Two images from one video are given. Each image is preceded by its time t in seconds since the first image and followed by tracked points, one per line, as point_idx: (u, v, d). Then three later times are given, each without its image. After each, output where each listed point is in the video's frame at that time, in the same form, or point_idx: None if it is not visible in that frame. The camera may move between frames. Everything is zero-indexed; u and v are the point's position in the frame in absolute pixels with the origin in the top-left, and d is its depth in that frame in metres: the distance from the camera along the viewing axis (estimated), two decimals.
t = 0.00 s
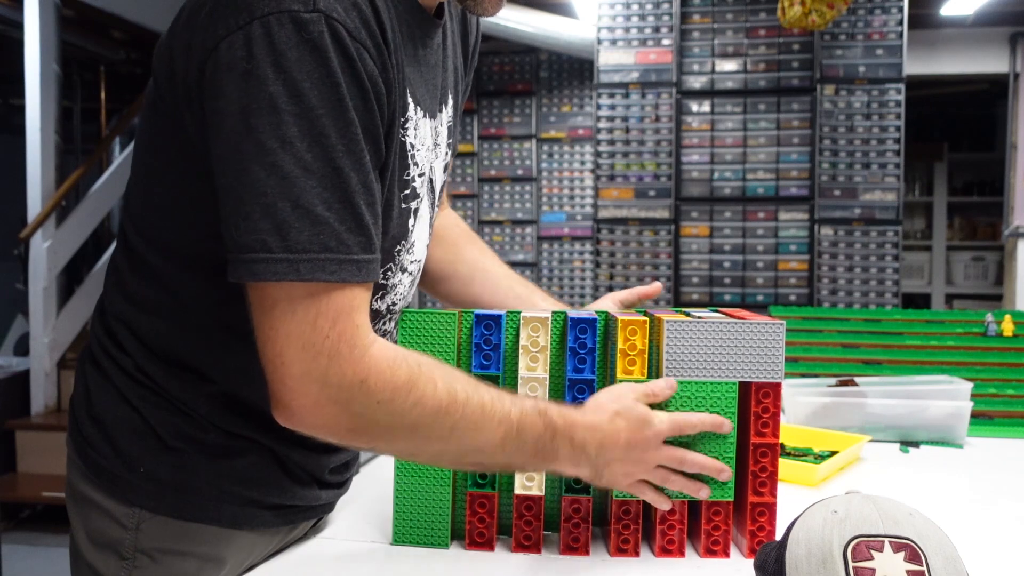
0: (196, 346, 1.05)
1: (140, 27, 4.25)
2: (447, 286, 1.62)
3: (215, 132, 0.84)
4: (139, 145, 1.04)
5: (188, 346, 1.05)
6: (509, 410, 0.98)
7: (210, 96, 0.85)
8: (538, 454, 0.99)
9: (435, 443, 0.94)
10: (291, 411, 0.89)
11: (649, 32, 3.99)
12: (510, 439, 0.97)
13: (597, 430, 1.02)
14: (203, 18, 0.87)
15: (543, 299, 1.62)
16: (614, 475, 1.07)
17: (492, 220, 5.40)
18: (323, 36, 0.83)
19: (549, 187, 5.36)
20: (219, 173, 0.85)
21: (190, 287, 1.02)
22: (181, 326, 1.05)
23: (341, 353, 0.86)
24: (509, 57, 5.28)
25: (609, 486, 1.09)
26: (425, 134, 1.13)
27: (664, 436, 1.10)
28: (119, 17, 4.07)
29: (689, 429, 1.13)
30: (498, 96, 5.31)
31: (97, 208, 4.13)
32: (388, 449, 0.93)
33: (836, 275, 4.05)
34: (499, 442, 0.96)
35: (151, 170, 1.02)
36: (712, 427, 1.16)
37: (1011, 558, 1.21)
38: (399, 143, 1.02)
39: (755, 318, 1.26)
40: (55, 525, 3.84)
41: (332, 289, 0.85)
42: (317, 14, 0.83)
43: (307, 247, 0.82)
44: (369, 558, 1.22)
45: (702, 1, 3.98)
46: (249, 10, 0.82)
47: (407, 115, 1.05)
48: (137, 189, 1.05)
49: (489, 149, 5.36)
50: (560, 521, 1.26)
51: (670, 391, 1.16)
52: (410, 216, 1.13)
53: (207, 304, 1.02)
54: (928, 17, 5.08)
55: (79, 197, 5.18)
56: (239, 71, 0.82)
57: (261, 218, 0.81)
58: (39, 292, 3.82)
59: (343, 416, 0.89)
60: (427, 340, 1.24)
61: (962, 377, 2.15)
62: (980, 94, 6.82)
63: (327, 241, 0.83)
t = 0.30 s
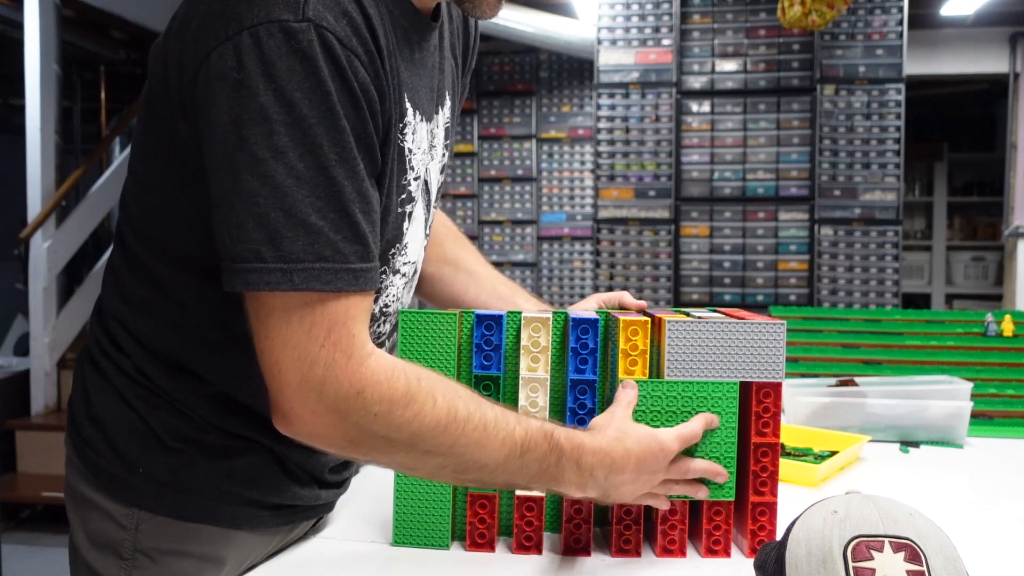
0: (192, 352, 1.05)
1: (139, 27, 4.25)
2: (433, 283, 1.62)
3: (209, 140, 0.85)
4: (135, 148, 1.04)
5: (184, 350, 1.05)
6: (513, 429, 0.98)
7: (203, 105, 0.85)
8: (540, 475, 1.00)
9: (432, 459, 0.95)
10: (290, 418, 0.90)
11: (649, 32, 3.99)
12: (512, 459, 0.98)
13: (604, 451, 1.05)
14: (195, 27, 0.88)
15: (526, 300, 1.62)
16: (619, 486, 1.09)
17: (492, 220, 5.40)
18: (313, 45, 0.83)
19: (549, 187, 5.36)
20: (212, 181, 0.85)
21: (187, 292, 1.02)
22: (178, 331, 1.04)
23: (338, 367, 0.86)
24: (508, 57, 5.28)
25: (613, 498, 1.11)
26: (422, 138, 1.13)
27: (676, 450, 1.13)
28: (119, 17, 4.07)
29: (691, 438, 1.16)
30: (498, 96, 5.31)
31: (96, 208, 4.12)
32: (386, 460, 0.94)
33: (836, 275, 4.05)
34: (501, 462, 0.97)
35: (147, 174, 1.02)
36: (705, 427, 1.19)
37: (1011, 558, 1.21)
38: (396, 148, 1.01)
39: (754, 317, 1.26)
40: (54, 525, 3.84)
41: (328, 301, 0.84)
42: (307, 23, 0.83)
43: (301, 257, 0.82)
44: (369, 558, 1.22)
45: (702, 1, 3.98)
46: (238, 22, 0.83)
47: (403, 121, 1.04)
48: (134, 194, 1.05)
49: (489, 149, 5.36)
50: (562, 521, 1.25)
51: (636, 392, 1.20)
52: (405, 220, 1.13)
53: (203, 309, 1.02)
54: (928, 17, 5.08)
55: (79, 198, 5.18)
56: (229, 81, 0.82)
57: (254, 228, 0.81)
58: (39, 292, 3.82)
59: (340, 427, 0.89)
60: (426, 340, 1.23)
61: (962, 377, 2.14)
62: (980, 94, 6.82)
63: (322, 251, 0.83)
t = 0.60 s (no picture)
0: (194, 350, 1.04)
1: (139, 26, 4.25)
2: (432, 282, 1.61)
3: (210, 137, 0.85)
4: (136, 149, 1.04)
5: (187, 348, 1.05)
6: (525, 416, 0.98)
7: (204, 101, 0.85)
8: (555, 461, 1.00)
9: (446, 449, 0.94)
10: (298, 415, 0.90)
11: (649, 32, 4.00)
12: (527, 445, 0.97)
13: (613, 435, 1.05)
14: (196, 22, 0.88)
15: (524, 301, 1.62)
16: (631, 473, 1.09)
17: (492, 220, 5.39)
18: (312, 35, 0.83)
19: (549, 187, 5.36)
20: (216, 177, 0.85)
21: (188, 291, 1.02)
22: (179, 329, 1.04)
23: (347, 357, 0.85)
24: (509, 57, 5.28)
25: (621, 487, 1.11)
26: (424, 136, 1.13)
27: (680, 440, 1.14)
28: (119, 17, 4.07)
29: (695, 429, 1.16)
30: (498, 96, 5.31)
31: (96, 208, 4.12)
32: (398, 453, 0.94)
33: (836, 275, 4.05)
34: (516, 449, 0.97)
35: (148, 174, 1.02)
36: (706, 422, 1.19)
37: (1011, 558, 1.21)
38: (398, 145, 1.01)
39: (756, 316, 1.26)
40: (54, 525, 3.84)
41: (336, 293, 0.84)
42: (305, 14, 0.83)
43: (306, 248, 0.82)
44: (373, 561, 1.22)
45: (702, 1, 3.98)
46: (238, 14, 0.83)
47: (405, 116, 1.04)
48: (135, 195, 1.05)
49: (489, 149, 5.36)
50: (569, 523, 1.26)
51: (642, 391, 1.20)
52: (410, 219, 1.13)
53: (205, 308, 1.02)
54: (928, 17, 5.08)
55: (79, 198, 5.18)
56: (230, 75, 0.82)
57: (257, 221, 0.81)
58: (39, 292, 3.82)
59: (350, 420, 0.89)
60: (434, 342, 1.24)
61: (962, 377, 2.15)
62: (980, 94, 6.82)
63: (327, 242, 0.82)
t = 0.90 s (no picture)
0: (191, 350, 1.05)
1: (139, 26, 4.25)
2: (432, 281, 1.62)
3: (204, 134, 0.84)
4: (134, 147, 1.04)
5: (185, 349, 1.05)
6: (494, 418, 0.99)
7: (199, 100, 0.85)
8: (520, 464, 1.00)
9: (414, 450, 0.95)
10: (270, 412, 0.90)
11: (649, 32, 4.00)
12: (493, 448, 0.98)
13: (586, 441, 1.04)
14: (194, 20, 0.88)
15: (525, 301, 1.62)
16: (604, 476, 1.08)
17: (492, 220, 5.39)
18: (311, 40, 0.83)
19: (549, 187, 5.35)
20: (208, 176, 0.84)
21: (185, 293, 1.02)
22: (175, 330, 1.05)
23: (318, 361, 0.86)
24: (508, 57, 5.29)
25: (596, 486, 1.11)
26: (424, 137, 1.13)
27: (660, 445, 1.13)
28: (119, 17, 4.07)
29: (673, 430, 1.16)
30: (498, 96, 5.31)
31: (96, 208, 4.12)
32: (366, 453, 0.94)
33: (836, 275, 4.05)
34: (482, 451, 0.97)
35: (147, 174, 1.02)
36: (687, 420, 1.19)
37: (1012, 558, 1.21)
38: (394, 148, 1.01)
39: (753, 315, 1.26)
40: (55, 525, 3.84)
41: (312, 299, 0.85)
42: (305, 17, 0.83)
43: (294, 249, 0.82)
44: (372, 561, 1.22)
45: (702, 1, 3.98)
46: (237, 14, 0.83)
47: (405, 118, 1.04)
48: (134, 193, 1.05)
49: (489, 149, 5.35)
50: (567, 523, 1.26)
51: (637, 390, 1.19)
52: (409, 220, 1.13)
53: (201, 310, 1.02)
54: (928, 17, 5.08)
55: (79, 198, 5.18)
56: (228, 74, 0.82)
57: (247, 222, 0.81)
58: (39, 292, 3.82)
59: (321, 420, 0.89)
60: (432, 342, 1.24)
61: (962, 377, 2.14)
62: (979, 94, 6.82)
63: (314, 245, 0.83)
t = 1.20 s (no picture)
0: (192, 352, 1.05)
1: (139, 26, 4.25)
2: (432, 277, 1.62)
3: (198, 143, 0.85)
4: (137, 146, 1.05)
5: (185, 350, 1.05)
6: (478, 421, 1.00)
7: (194, 110, 0.85)
8: (506, 465, 1.02)
9: (400, 452, 0.96)
10: (258, 416, 0.90)
11: (649, 32, 4.00)
12: (477, 450, 0.99)
13: (570, 440, 1.05)
14: (191, 29, 0.88)
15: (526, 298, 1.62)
16: (588, 477, 1.10)
17: (492, 220, 5.39)
18: (303, 54, 0.83)
19: (549, 187, 5.35)
20: (201, 183, 0.85)
21: (184, 293, 1.02)
22: (175, 331, 1.05)
23: (306, 368, 0.87)
24: (508, 57, 5.29)
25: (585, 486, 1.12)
26: (424, 144, 1.13)
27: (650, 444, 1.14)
28: (119, 17, 4.06)
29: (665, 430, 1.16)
30: (498, 96, 5.31)
31: (96, 208, 4.12)
32: (351, 455, 0.95)
33: (836, 275, 4.05)
34: (467, 453, 0.99)
35: (147, 180, 1.02)
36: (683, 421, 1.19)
37: (1011, 558, 1.21)
38: (392, 156, 1.02)
39: (752, 316, 1.26)
40: (56, 525, 3.85)
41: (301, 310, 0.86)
42: (298, 32, 0.83)
43: (280, 261, 0.82)
44: (370, 561, 1.22)
45: (702, 1, 3.98)
46: (231, 27, 0.83)
47: (403, 126, 1.04)
48: (136, 193, 1.05)
49: (489, 149, 5.36)
50: (565, 522, 1.26)
51: (635, 387, 1.19)
52: (410, 226, 1.13)
53: (200, 312, 1.02)
54: (928, 17, 5.07)
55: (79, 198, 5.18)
56: (218, 87, 0.82)
57: (235, 234, 0.82)
58: (39, 292, 3.82)
59: (307, 424, 0.90)
60: (430, 341, 1.24)
61: (962, 377, 2.15)
62: (979, 94, 6.82)
63: (299, 258, 0.83)
